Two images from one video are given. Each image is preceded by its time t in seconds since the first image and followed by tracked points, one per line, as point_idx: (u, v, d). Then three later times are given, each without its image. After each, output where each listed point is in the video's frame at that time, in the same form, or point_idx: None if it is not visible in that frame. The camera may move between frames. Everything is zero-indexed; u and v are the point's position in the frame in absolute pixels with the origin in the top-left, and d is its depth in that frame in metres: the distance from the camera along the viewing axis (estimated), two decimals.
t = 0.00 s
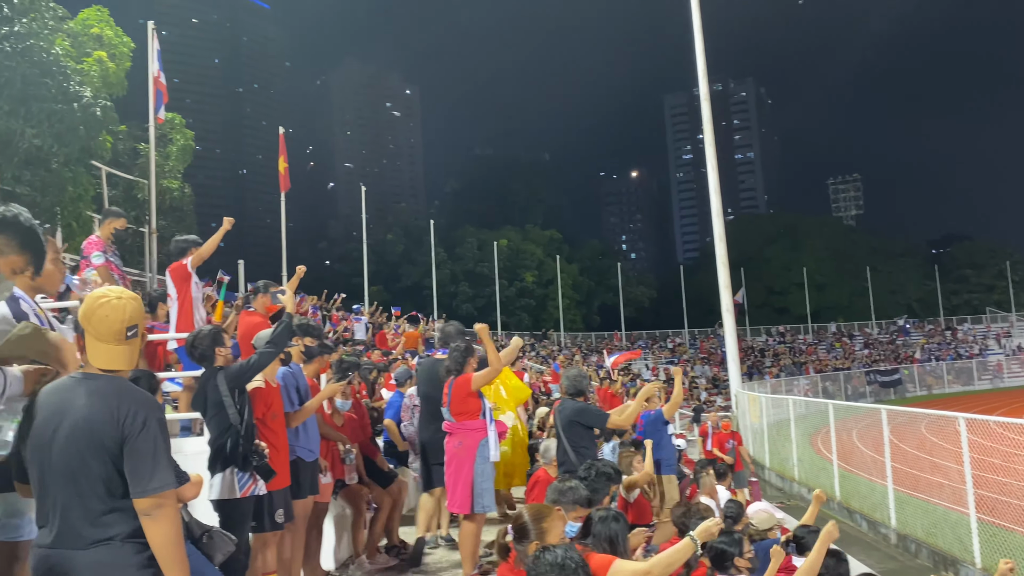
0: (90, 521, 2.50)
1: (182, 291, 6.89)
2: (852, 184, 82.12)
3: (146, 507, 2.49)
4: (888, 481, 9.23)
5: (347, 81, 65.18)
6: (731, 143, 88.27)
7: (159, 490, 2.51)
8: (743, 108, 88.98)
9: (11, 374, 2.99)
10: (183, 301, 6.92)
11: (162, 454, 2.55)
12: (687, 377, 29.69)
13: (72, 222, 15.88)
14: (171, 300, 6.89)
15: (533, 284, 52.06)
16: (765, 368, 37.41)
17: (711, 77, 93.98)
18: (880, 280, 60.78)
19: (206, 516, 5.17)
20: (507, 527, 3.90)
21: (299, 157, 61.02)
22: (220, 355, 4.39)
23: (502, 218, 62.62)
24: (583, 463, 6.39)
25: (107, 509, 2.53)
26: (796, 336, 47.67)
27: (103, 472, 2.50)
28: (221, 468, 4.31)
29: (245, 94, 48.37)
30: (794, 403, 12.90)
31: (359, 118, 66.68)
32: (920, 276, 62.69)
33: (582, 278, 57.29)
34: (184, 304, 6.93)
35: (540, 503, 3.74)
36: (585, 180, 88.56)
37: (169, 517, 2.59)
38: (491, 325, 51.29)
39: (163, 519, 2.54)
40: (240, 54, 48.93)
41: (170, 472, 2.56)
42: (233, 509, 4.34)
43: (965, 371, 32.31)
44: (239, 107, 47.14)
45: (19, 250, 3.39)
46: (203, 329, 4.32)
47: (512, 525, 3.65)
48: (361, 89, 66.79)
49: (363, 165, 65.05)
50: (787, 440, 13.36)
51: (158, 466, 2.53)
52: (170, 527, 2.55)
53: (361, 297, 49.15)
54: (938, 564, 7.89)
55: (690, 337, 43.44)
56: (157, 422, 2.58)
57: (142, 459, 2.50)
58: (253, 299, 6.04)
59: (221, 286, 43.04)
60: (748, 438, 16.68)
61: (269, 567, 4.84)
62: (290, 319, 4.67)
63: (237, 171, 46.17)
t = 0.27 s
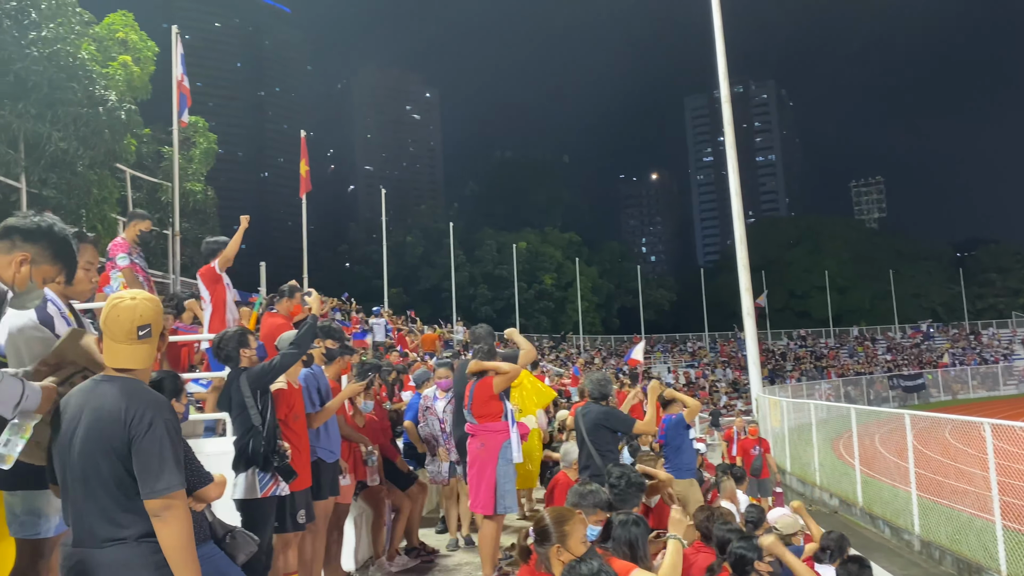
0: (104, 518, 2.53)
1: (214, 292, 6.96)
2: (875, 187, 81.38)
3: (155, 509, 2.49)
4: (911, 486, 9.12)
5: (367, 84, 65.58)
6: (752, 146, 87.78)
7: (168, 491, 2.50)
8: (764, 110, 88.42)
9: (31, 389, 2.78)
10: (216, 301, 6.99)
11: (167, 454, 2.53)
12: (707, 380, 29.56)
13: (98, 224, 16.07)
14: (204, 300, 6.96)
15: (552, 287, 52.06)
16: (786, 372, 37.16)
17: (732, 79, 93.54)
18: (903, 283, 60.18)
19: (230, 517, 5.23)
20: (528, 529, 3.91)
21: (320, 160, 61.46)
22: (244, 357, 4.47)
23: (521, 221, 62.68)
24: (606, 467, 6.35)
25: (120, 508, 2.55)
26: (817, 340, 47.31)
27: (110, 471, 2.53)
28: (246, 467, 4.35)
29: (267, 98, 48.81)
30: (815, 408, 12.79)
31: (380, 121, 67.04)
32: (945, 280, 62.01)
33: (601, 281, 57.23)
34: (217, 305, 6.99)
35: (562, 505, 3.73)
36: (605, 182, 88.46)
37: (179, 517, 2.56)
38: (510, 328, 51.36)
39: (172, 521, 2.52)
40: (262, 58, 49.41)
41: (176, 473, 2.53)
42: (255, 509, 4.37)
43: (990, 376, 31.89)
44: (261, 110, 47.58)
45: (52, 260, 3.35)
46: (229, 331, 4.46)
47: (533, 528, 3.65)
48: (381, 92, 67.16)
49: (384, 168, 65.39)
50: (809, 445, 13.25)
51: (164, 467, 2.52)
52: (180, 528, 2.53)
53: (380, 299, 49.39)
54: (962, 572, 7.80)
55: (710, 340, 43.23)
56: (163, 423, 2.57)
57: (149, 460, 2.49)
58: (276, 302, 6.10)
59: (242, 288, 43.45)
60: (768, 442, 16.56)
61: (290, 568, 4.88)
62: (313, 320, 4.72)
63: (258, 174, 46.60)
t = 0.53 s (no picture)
0: (96, 521, 2.53)
1: (240, 289, 6.99)
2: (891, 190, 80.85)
3: (135, 507, 2.42)
4: (926, 492, 9.03)
5: (382, 85, 65.78)
6: (767, 148, 87.39)
7: (145, 488, 2.43)
8: (779, 112, 87.96)
9: (32, 390, 2.95)
10: (242, 299, 7.02)
11: (142, 450, 2.47)
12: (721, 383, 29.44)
13: (114, 223, 16.17)
14: (230, 298, 6.99)
15: (565, 288, 52.01)
16: (800, 375, 36.96)
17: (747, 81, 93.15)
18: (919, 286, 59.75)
19: (242, 515, 5.28)
20: (540, 532, 3.89)
21: (335, 161, 61.73)
22: (259, 357, 4.51)
23: (536, 223, 62.69)
24: (619, 469, 6.33)
25: (113, 506, 2.54)
26: (832, 343, 47.07)
27: (97, 470, 2.53)
28: (259, 466, 4.36)
29: (282, 99, 49.06)
30: (830, 412, 12.69)
31: (394, 122, 67.24)
32: (961, 283, 61.68)
33: (615, 282, 57.13)
34: (243, 303, 7.02)
35: (575, 506, 3.71)
36: (619, 184, 88.34)
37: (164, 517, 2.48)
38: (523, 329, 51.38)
39: (154, 520, 2.44)
40: (278, 59, 49.68)
41: (155, 470, 2.46)
42: (270, 509, 4.38)
43: (1007, 380, 31.59)
44: (276, 111, 47.82)
45: (68, 257, 3.36)
46: (245, 331, 4.52)
47: (545, 529, 3.64)
48: (396, 93, 67.35)
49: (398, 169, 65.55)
50: (823, 448, 13.16)
51: (145, 465, 2.45)
52: (163, 529, 2.44)
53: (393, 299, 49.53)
54: None
55: (723, 342, 43.06)
56: (138, 417, 2.51)
57: (127, 459, 2.45)
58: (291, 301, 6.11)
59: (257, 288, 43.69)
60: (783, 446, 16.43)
61: (302, 567, 4.88)
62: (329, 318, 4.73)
63: (273, 174, 46.86)
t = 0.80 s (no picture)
0: (71, 509, 2.62)
1: (233, 284, 6.98)
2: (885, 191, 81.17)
3: (88, 500, 2.44)
4: (916, 492, 9.09)
5: (378, 82, 65.74)
6: (762, 148, 87.56)
7: (96, 484, 2.45)
8: (774, 113, 88.15)
9: (10, 380, 3.09)
10: (235, 294, 7.01)
11: (95, 442, 2.48)
12: (714, 383, 29.52)
13: (108, 218, 16.13)
14: (223, 293, 6.97)
15: (560, 287, 52.05)
16: (792, 375, 37.11)
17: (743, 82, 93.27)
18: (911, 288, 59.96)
19: (232, 511, 5.28)
20: (531, 526, 3.92)
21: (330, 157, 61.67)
22: (249, 352, 4.51)
23: (531, 221, 62.73)
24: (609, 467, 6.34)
25: (76, 500, 2.58)
26: (824, 343, 47.25)
27: (63, 462, 2.59)
28: (249, 461, 4.36)
29: (278, 94, 48.94)
30: (821, 411, 12.76)
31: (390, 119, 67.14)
32: (954, 285, 61.96)
33: (609, 281, 57.22)
34: (236, 297, 7.02)
35: (566, 502, 3.74)
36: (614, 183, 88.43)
37: (117, 511, 2.47)
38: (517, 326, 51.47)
39: (107, 513, 2.45)
40: (274, 54, 49.56)
41: (107, 465, 2.47)
42: (260, 505, 4.41)
43: (998, 381, 31.75)
44: (272, 107, 47.72)
45: (48, 240, 3.70)
46: (238, 325, 4.51)
47: (535, 524, 3.67)
48: (392, 90, 67.25)
49: (393, 165, 65.45)
50: (814, 448, 13.22)
51: (101, 459, 2.47)
52: (116, 523, 2.45)
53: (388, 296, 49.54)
54: None
55: (716, 342, 43.19)
56: (94, 411, 2.52)
57: (84, 454, 2.47)
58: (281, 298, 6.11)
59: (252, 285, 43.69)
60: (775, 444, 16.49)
61: (292, 563, 4.93)
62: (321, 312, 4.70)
63: (268, 170, 46.81)
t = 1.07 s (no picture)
0: (10, 503, 2.55)
1: (185, 273, 6.85)
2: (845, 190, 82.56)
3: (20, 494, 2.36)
4: (871, 485, 9.24)
5: (342, 72, 65.02)
6: (725, 146, 88.41)
7: (29, 477, 2.37)
8: (738, 111, 89.07)
9: None
10: (188, 283, 6.89)
11: (32, 435, 2.39)
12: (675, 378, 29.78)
13: (61, 205, 15.71)
14: (175, 282, 6.85)
15: (525, 281, 52.05)
16: (752, 371, 37.59)
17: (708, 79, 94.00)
18: (869, 286, 61.03)
19: (184, 504, 5.14)
20: (488, 521, 3.88)
21: (293, 147, 60.90)
22: (203, 343, 4.42)
23: (496, 215, 62.66)
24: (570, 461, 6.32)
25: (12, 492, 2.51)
26: (784, 339, 47.93)
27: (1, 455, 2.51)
28: (200, 454, 4.26)
29: (240, 82, 48.14)
30: (780, 407, 12.92)
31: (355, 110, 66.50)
32: (910, 283, 63.25)
33: (573, 276, 57.38)
34: (189, 287, 6.90)
35: (524, 497, 3.70)
36: (580, 179, 88.69)
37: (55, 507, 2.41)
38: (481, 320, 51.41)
39: (37, 511, 2.37)
40: (237, 42, 48.76)
41: (44, 458, 2.39)
42: (213, 498, 4.30)
43: (951, 378, 32.51)
44: (234, 95, 46.92)
45: None
46: (192, 316, 4.39)
47: (492, 519, 3.63)
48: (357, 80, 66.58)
49: (358, 157, 64.85)
50: (772, 443, 13.40)
51: (35, 454, 2.39)
52: (46, 520, 2.37)
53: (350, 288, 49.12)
54: (918, 569, 7.93)
55: (678, 337, 43.56)
56: (33, 402, 2.43)
57: (19, 446, 2.39)
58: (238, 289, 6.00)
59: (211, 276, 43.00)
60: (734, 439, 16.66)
61: (247, 557, 4.83)
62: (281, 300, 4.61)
63: (230, 159, 46.11)
